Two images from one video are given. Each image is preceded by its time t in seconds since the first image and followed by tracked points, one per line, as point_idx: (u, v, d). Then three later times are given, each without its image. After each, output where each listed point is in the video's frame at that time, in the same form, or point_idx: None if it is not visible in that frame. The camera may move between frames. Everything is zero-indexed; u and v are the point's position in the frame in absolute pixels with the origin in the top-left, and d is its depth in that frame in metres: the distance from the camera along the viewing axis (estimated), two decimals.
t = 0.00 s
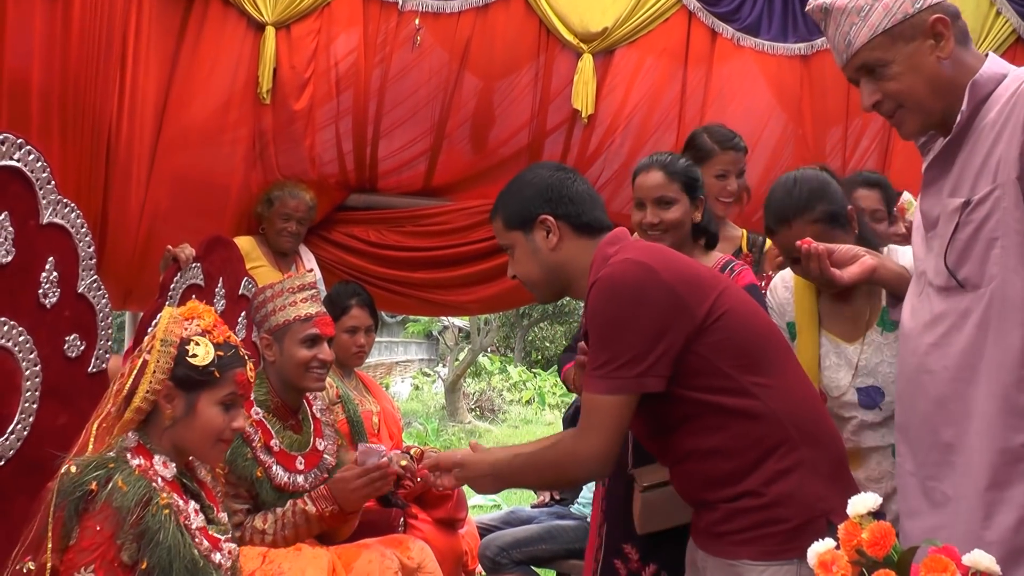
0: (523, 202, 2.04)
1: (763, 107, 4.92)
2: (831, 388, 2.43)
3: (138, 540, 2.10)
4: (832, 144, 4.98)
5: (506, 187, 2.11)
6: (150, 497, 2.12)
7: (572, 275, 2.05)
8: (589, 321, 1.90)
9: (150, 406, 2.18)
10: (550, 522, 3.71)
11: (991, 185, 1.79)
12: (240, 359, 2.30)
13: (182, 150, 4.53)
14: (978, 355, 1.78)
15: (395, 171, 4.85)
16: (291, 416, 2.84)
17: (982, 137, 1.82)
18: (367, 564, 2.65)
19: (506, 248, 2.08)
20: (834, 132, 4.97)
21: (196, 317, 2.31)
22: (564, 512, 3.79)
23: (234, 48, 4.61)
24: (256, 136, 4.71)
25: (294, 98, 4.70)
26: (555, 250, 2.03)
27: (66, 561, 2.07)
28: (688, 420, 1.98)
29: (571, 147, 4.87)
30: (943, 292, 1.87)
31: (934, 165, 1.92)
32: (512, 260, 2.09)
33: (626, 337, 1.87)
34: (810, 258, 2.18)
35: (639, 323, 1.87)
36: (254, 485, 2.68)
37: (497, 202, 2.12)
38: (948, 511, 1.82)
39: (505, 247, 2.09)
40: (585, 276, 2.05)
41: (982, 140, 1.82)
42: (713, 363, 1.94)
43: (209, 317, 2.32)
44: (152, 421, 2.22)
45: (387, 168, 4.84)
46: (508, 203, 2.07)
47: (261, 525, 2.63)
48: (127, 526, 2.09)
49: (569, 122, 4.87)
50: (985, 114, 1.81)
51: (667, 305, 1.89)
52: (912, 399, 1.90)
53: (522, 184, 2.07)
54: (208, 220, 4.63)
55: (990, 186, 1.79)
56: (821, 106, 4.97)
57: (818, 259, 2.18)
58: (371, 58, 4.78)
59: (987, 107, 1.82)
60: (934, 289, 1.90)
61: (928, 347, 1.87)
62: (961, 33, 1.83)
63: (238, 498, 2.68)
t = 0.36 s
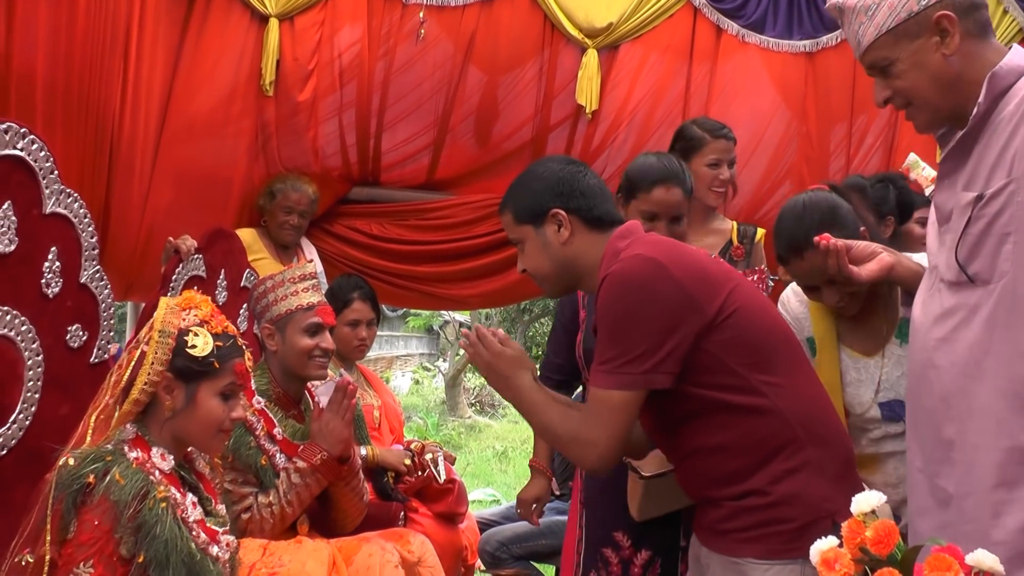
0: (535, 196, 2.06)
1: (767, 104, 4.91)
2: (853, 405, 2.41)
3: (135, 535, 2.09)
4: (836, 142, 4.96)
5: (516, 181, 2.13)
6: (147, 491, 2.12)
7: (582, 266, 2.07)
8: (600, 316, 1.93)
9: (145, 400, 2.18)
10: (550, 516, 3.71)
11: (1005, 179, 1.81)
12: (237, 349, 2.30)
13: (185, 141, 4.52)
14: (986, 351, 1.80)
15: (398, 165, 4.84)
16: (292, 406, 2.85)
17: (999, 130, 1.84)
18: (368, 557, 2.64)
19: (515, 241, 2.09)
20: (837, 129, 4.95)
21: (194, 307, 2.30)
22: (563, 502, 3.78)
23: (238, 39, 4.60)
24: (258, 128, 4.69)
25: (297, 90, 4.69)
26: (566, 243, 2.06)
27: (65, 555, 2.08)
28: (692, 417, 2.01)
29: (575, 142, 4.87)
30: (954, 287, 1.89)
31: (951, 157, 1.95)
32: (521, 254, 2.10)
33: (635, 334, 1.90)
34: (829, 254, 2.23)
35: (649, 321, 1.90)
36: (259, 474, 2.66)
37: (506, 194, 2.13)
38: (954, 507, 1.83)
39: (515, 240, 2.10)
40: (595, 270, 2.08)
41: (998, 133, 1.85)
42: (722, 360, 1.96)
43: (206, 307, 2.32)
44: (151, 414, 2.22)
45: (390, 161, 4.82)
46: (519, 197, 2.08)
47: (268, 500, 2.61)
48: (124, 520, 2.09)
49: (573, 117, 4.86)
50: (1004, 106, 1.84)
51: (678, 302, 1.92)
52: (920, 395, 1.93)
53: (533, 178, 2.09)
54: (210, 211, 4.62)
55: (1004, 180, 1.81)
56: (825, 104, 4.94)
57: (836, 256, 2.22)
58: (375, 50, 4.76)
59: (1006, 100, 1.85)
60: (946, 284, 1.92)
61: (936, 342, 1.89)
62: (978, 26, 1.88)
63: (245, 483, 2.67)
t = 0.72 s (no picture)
0: (562, 185, 2.06)
1: (774, 105, 4.90)
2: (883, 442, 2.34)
3: (134, 524, 2.10)
4: (844, 144, 4.95)
5: (538, 171, 2.12)
6: (146, 480, 2.13)
7: (603, 259, 2.08)
8: (621, 314, 1.97)
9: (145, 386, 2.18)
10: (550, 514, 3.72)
11: (997, 186, 1.86)
12: (238, 338, 2.31)
13: (193, 132, 4.53)
14: (987, 355, 1.85)
15: (404, 159, 4.85)
16: (294, 400, 2.85)
17: (990, 141, 1.90)
18: (369, 550, 2.65)
19: (536, 230, 2.08)
20: (845, 132, 4.94)
21: (193, 296, 2.30)
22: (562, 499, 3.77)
23: (246, 30, 4.59)
24: (266, 119, 4.70)
25: (306, 82, 4.69)
26: (591, 234, 2.07)
27: (63, 545, 2.07)
28: (708, 416, 2.08)
29: (582, 139, 4.86)
30: (954, 295, 1.93)
31: (950, 167, 1.98)
32: (540, 243, 2.09)
33: (657, 334, 1.94)
34: (850, 273, 2.18)
35: (671, 320, 1.94)
36: (263, 472, 2.66)
37: (527, 180, 2.13)
38: (960, 511, 1.88)
39: (533, 230, 2.10)
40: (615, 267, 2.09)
41: (990, 144, 1.90)
42: (739, 360, 2.03)
43: (205, 295, 2.32)
44: (151, 403, 2.23)
45: (396, 156, 4.83)
46: (543, 185, 2.08)
47: (271, 508, 2.64)
48: (123, 509, 2.09)
49: (580, 115, 4.86)
50: (993, 119, 1.89)
51: (699, 301, 1.96)
52: (927, 400, 1.96)
53: (559, 167, 2.09)
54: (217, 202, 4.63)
55: (996, 187, 1.86)
56: (833, 106, 4.94)
57: (858, 273, 2.17)
58: (384, 44, 4.75)
59: (996, 112, 1.89)
60: (948, 292, 1.96)
61: (942, 348, 1.93)
62: (963, 45, 1.98)
63: (246, 483, 2.66)
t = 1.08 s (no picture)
0: (576, 181, 2.03)
1: (778, 104, 4.89)
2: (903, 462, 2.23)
3: (130, 516, 2.11)
4: (847, 144, 4.92)
5: (543, 165, 2.08)
6: (143, 472, 2.13)
7: (619, 255, 2.08)
8: (652, 322, 1.98)
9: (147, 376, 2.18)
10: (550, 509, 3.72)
11: (997, 198, 1.86)
12: (239, 332, 2.31)
13: (195, 124, 4.53)
14: (991, 365, 1.84)
15: (407, 154, 4.84)
16: (292, 396, 2.87)
17: (990, 151, 1.90)
18: (366, 545, 2.62)
19: (548, 229, 2.05)
20: (848, 132, 4.91)
21: (194, 289, 2.30)
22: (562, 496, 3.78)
23: (249, 22, 4.59)
24: (268, 112, 4.69)
25: (309, 75, 4.69)
26: (607, 229, 2.06)
27: (57, 533, 2.09)
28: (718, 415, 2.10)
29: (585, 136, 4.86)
30: (963, 305, 1.93)
31: (955, 179, 2.00)
32: (553, 241, 2.06)
33: (693, 341, 1.94)
34: (880, 264, 2.08)
35: (705, 327, 1.95)
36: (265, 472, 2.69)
37: (530, 178, 2.08)
38: (972, 518, 1.87)
39: (543, 228, 2.06)
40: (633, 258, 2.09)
41: (992, 152, 1.90)
42: (754, 359, 2.04)
43: (206, 289, 2.32)
44: (152, 394, 2.23)
45: (399, 151, 4.83)
46: (554, 182, 2.04)
47: (269, 517, 2.68)
48: (120, 502, 2.10)
49: (583, 112, 4.85)
50: (995, 128, 1.89)
51: (726, 305, 1.97)
52: (939, 409, 1.96)
53: (567, 162, 2.06)
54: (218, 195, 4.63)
55: (996, 199, 1.87)
56: (837, 106, 4.92)
57: (887, 266, 2.08)
58: (387, 38, 4.75)
59: (996, 122, 1.89)
60: (957, 303, 1.96)
61: (951, 358, 1.93)
62: (969, 53, 2.00)
63: (242, 487, 2.69)
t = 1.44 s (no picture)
0: (570, 181, 1.99)
1: (773, 98, 4.89)
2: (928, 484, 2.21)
3: (146, 517, 2.10)
4: (842, 139, 4.94)
5: (535, 162, 2.03)
6: (159, 474, 2.13)
7: (610, 256, 2.07)
8: (653, 325, 1.97)
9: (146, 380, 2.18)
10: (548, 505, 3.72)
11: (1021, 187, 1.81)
12: (232, 327, 2.32)
13: (190, 123, 4.52)
14: (1008, 351, 1.80)
15: (403, 151, 4.83)
16: (290, 396, 2.87)
17: (1017, 138, 1.85)
18: (363, 542, 2.63)
19: (539, 228, 2.01)
20: (843, 126, 4.93)
21: (183, 286, 2.29)
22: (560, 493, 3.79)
23: (242, 21, 4.58)
24: (262, 110, 4.68)
25: (303, 72, 4.67)
26: (598, 230, 2.04)
27: (94, 547, 2.08)
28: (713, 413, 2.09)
29: (581, 132, 4.86)
30: (980, 291, 1.90)
31: (975, 167, 1.96)
32: (544, 241, 2.03)
33: (697, 345, 1.94)
34: (886, 239, 2.19)
35: (707, 333, 1.94)
36: (265, 472, 2.68)
37: (522, 175, 2.03)
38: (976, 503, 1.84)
39: (533, 227, 2.02)
40: (626, 257, 2.08)
41: (1018, 142, 1.85)
42: (751, 359, 2.04)
43: (196, 285, 2.32)
44: (149, 395, 2.23)
45: (394, 148, 4.82)
46: (547, 180, 2.00)
47: (266, 516, 2.67)
48: (137, 504, 2.10)
49: (579, 107, 4.85)
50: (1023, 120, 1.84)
51: (727, 308, 1.96)
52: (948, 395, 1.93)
53: (562, 159, 2.02)
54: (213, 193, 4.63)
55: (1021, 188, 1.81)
56: (832, 100, 4.92)
57: (892, 241, 2.19)
58: (382, 34, 4.73)
59: None
60: (974, 289, 1.92)
61: (963, 343, 1.89)
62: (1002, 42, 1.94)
63: (240, 487, 2.69)
